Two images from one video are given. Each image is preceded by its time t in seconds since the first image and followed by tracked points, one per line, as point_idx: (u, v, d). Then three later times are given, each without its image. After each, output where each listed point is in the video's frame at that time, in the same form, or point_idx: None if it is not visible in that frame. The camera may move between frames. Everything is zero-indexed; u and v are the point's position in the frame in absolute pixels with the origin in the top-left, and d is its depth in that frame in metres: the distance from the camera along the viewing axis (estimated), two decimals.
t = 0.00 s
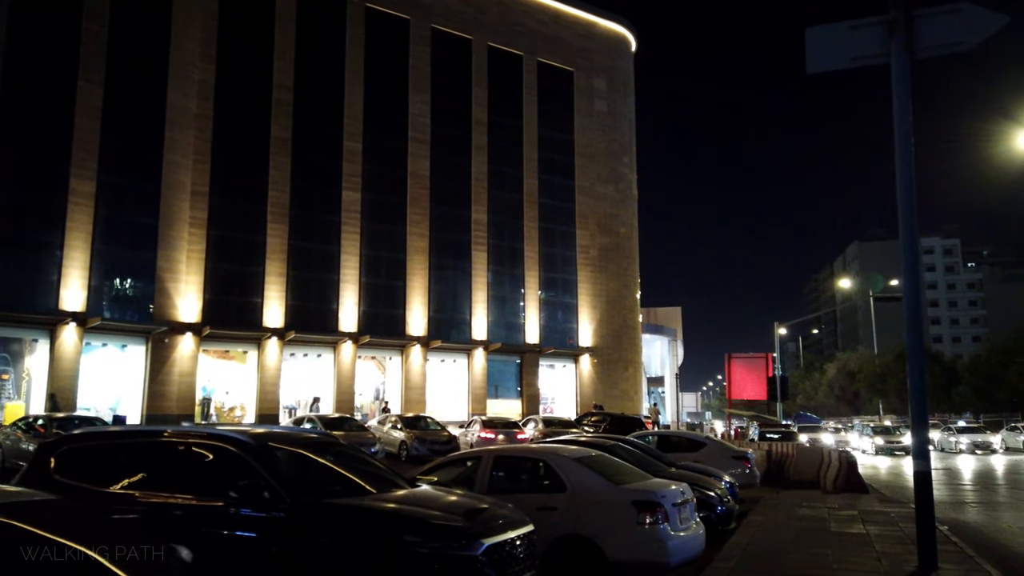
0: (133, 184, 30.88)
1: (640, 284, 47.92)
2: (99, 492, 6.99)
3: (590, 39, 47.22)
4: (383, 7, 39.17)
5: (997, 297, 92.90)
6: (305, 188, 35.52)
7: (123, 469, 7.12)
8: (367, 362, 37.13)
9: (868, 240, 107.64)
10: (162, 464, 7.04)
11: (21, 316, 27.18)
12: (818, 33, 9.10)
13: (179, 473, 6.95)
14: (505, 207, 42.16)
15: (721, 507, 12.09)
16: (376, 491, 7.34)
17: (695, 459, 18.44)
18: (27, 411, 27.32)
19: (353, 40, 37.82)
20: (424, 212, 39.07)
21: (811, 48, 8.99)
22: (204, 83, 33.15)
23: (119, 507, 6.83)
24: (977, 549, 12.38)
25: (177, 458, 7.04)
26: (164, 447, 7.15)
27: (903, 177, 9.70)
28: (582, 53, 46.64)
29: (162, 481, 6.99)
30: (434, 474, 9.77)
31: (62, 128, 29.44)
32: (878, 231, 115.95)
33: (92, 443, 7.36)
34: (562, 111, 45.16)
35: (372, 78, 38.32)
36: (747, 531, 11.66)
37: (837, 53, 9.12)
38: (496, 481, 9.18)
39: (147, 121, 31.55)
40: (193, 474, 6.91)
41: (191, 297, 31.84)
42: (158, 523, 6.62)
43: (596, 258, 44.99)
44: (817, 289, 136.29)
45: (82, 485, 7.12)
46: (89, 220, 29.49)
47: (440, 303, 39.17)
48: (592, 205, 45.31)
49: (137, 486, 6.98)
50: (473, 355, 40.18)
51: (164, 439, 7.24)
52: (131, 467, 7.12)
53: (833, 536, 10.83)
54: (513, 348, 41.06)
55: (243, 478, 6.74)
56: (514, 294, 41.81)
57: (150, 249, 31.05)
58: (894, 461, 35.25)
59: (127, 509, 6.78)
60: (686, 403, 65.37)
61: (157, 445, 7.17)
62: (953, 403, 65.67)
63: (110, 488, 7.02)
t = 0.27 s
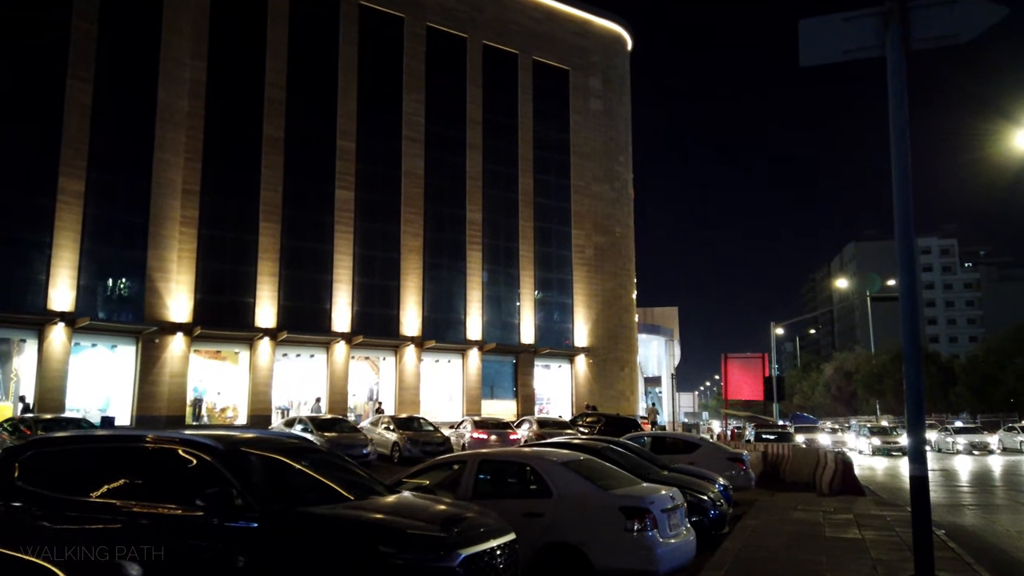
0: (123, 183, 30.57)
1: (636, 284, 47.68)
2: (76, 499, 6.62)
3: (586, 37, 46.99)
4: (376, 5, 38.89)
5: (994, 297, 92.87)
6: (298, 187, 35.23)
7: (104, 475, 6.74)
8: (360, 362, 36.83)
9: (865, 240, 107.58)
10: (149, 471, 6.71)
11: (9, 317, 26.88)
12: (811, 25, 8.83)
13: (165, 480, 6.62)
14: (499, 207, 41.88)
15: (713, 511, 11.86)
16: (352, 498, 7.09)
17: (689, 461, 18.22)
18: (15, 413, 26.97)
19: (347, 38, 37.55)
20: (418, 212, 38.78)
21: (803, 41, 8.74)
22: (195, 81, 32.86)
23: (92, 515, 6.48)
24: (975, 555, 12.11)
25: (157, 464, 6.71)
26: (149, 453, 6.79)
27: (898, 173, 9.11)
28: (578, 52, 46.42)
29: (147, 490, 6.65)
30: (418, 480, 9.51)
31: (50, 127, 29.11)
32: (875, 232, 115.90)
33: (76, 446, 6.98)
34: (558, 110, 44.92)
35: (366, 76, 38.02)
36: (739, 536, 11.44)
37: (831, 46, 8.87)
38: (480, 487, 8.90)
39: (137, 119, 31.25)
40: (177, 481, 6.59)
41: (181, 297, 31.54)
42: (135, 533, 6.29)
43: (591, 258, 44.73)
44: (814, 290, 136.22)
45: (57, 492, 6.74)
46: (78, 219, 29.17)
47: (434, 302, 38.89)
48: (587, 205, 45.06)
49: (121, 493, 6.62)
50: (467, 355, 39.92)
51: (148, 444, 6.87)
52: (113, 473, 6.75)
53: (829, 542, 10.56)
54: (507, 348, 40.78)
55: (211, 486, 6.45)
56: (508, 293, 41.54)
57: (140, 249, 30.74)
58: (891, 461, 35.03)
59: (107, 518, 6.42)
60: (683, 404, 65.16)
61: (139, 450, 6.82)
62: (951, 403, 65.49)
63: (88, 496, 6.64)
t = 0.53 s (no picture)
0: (116, 180, 30.30)
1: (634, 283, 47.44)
2: (57, 500, 6.28)
3: (583, 35, 46.73)
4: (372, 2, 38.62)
5: (993, 296, 92.70)
6: (293, 185, 34.98)
7: (86, 474, 6.46)
8: (356, 361, 36.55)
9: (864, 240, 107.44)
10: (132, 470, 6.43)
11: None
12: (808, 9, 8.27)
13: (149, 478, 6.35)
14: (496, 205, 41.62)
15: (709, 511, 11.64)
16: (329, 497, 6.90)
17: (685, 460, 17.97)
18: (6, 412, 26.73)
19: (342, 34, 37.29)
20: (414, 210, 38.52)
21: (799, 25, 8.17)
22: (189, 78, 32.60)
23: (69, 514, 6.18)
24: (977, 556, 11.85)
25: (137, 463, 6.44)
26: (131, 451, 6.51)
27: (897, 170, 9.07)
28: (575, 50, 46.16)
29: (129, 490, 6.38)
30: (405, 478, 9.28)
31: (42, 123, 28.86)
32: (874, 232, 115.78)
33: (54, 444, 6.68)
34: (555, 107, 44.67)
35: (362, 72, 37.76)
36: (736, 536, 11.21)
37: (828, 31, 8.31)
38: (466, 486, 8.66)
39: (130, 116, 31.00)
40: (157, 479, 6.34)
41: (175, 295, 31.33)
42: (120, 533, 6.00)
43: (589, 257, 44.47)
44: (813, 289, 136.06)
45: (31, 493, 6.39)
46: (70, 216, 28.91)
47: (431, 301, 38.62)
48: (585, 203, 44.81)
49: (107, 493, 6.33)
50: (464, 354, 39.65)
51: (131, 442, 6.59)
52: (97, 473, 6.46)
53: (825, 543, 10.31)
54: (504, 347, 40.52)
55: (181, 485, 6.23)
56: (505, 292, 41.28)
57: (133, 246, 30.47)
58: (890, 461, 34.81)
59: (86, 518, 6.11)
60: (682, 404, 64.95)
61: (120, 448, 6.54)
62: (950, 402, 65.34)
63: (68, 497, 6.32)
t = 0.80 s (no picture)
0: (107, 176, 29.97)
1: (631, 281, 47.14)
2: (39, 505, 5.94)
3: (581, 31, 46.40)
4: None
5: (991, 295, 92.52)
6: (287, 181, 34.63)
7: (62, 477, 6.15)
8: (350, 359, 36.21)
9: (863, 238, 107.22)
10: (107, 470, 6.12)
11: None
12: None
13: (122, 480, 6.04)
14: (492, 202, 41.29)
15: (704, 511, 11.40)
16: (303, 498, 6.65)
17: (681, 459, 17.69)
18: None
19: (337, 29, 36.95)
20: (409, 206, 38.19)
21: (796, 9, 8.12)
22: (181, 73, 32.25)
23: (45, 519, 5.84)
24: (977, 558, 11.55)
25: (111, 463, 6.13)
26: (107, 451, 6.20)
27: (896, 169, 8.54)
28: (573, 46, 45.82)
29: (104, 491, 6.05)
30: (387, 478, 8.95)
31: (31, 118, 28.53)
32: (873, 230, 115.53)
33: (27, 440, 6.37)
34: (552, 104, 44.34)
35: (356, 68, 37.41)
36: (731, 538, 10.97)
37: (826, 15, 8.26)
38: (450, 486, 8.35)
39: (121, 111, 30.67)
40: (129, 480, 6.03)
41: (166, 292, 30.97)
42: (98, 536, 5.68)
43: (586, 254, 44.17)
44: (811, 288, 135.85)
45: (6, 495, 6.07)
46: (60, 212, 28.57)
47: (426, 299, 38.32)
48: (582, 200, 44.49)
49: (87, 493, 6.03)
50: (459, 352, 39.34)
51: (108, 440, 6.29)
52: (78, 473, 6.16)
53: (823, 545, 10.00)
54: (500, 345, 40.20)
55: (143, 487, 5.93)
56: (501, 289, 40.95)
57: (124, 243, 30.15)
58: (889, 460, 34.54)
59: (62, 521, 5.79)
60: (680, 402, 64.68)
61: (96, 447, 6.23)
62: (949, 401, 65.13)
63: (45, 500, 6.01)
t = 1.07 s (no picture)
0: (94, 171, 29.63)
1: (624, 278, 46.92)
2: (12, 507, 5.78)
3: (574, 26, 46.13)
4: None
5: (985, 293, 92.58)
6: (277, 176, 34.30)
7: (33, 478, 5.96)
8: (341, 357, 35.89)
9: (858, 236, 107.20)
10: (72, 469, 5.91)
11: None
12: None
13: (83, 479, 5.83)
14: (485, 198, 41.02)
15: (692, 510, 11.17)
16: (272, 497, 6.45)
17: (671, 457, 17.47)
18: None
19: (328, 24, 36.61)
20: (401, 202, 37.89)
21: None
22: (169, 67, 31.89)
23: (9, 524, 5.67)
24: (971, 558, 11.33)
25: (72, 464, 5.93)
26: (70, 450, 5.98)
27: (889, 169, 8.68)
28: (566, 41, 45.54)
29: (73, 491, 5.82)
30: (364, 477, 8.73)
31: (17, 112, 28.16)
32: (867, 228, 115.52)
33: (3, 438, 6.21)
34: (546, 100, 44.07)
35: (347, 62, 37.07)
36: (720, 538, 10.74)
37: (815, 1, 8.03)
38: (427, 486, 8.11)
39: (109, 105, 30.32)
40: (87, 480, 5.83)
41: (154, 289, 30.68)
42: (58, 537, 5.43)
43: (579, 251, 43.93)
44: (806, 286, 135.88)
45: None
46: (46, 207, 28.21)
47: (418, 295, 38.04)
48: (575, 196, 44.23)
49: (59, 492, 5.82)
50: (451, 349, 39.08)
51: (73, 440, 6.07)
52: (51, 472, 5.96)
53: (814, 545, 9.74)
54: (493, 342, 39.94)
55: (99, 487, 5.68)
56: (493, 286, 40.69)
57: (111, 238, 29.81)
58: (882, 458, 34.39)
59: (40, 524, 5.57)
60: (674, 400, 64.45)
61: (62, 446, 6.02)
62: (944, 399, 65.07)
63: (17, 502, 5.84)
